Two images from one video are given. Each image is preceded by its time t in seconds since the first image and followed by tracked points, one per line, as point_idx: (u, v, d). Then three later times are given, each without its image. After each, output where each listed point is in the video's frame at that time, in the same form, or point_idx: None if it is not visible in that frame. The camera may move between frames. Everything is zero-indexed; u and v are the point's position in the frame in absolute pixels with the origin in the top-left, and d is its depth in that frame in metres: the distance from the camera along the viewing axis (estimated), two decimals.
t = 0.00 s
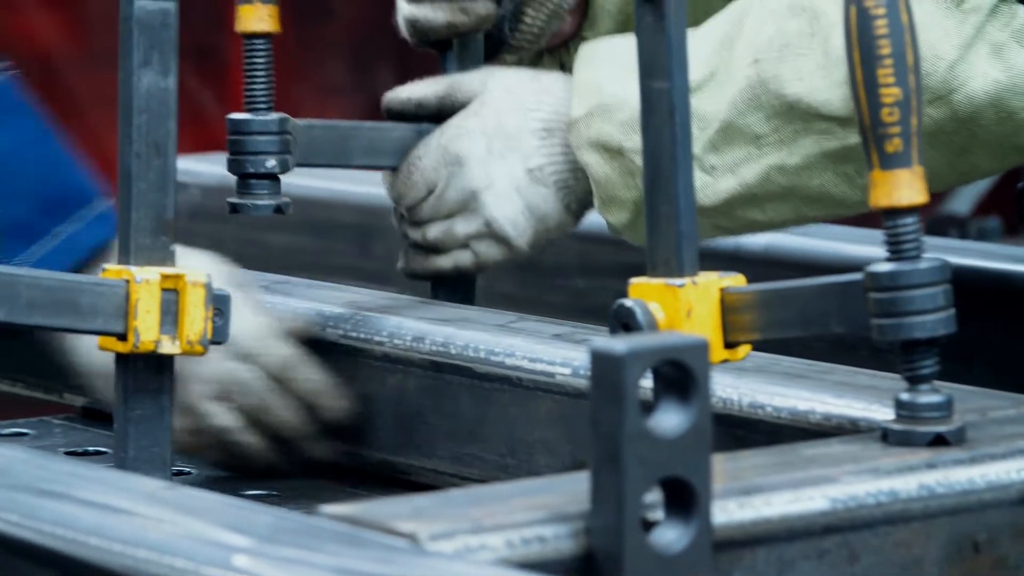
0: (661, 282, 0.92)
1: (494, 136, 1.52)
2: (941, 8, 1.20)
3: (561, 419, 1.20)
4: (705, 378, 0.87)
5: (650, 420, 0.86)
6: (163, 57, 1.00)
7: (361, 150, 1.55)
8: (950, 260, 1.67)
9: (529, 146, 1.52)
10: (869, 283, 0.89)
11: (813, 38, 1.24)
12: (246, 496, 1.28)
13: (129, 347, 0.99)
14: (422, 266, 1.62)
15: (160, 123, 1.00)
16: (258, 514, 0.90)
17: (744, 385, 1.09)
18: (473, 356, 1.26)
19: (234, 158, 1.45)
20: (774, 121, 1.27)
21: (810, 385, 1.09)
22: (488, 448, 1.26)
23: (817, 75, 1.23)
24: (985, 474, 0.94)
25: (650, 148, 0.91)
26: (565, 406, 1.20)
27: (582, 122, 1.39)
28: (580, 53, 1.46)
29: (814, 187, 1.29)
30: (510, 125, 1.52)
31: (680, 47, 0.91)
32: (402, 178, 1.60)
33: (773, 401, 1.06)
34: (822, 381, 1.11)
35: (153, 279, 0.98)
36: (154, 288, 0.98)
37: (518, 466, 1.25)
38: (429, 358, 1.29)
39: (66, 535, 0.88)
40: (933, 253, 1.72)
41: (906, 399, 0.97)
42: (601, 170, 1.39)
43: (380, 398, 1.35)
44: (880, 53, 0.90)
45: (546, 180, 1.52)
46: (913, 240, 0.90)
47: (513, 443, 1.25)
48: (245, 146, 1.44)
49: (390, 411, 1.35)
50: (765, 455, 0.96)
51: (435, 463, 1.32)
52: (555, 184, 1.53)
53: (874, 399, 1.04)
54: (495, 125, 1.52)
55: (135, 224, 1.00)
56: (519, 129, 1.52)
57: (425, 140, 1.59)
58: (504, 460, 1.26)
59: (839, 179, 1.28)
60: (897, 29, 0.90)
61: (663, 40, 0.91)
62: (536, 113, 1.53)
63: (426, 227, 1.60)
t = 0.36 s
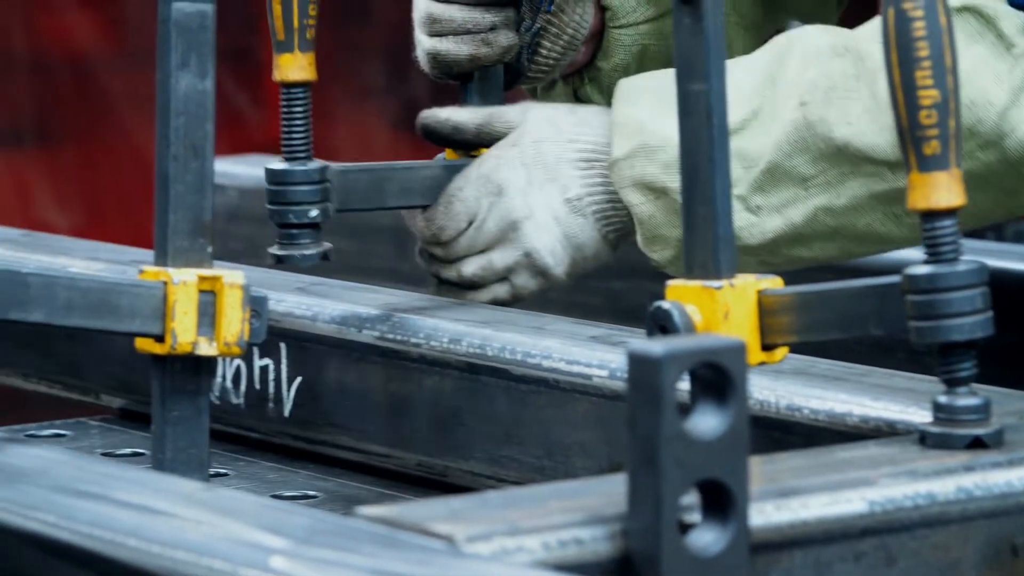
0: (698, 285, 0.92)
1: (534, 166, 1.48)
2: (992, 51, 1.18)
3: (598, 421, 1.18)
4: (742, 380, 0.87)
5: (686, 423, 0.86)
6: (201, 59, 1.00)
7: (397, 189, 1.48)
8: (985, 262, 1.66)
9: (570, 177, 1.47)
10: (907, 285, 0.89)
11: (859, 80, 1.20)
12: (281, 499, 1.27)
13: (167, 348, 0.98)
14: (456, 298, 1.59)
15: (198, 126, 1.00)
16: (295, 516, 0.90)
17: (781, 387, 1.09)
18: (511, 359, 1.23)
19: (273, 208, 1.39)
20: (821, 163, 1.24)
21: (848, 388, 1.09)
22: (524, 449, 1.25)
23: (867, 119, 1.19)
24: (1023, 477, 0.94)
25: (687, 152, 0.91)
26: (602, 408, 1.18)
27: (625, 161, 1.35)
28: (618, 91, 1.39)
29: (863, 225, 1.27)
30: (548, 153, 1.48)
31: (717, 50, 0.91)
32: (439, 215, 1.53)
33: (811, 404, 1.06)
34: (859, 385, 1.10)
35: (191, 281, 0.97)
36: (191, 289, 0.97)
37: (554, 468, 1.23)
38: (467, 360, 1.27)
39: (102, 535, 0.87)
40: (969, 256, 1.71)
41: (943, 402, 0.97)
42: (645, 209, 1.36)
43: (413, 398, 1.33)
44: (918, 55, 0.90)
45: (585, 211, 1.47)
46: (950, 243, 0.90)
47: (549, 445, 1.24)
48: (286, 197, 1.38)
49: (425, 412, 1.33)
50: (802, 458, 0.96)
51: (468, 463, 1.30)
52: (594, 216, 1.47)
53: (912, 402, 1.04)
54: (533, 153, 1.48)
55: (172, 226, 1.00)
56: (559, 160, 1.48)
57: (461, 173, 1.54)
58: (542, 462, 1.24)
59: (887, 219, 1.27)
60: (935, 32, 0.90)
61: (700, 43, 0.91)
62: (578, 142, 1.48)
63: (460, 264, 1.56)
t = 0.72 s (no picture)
0: (733, 287, 0.92)
1: (557, 165, 1.51)
2: None
3: (635, 423, 1.14)
4: (777, 382, 0.87)
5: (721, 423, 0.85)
6: (235, 60, 1.00)
7: (413, 198, 1.48)
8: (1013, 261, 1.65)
9: (593, 176, 1.51)
10: (942, 287, 0.89)
11: (898, 111, 1.23)
12: (313, 500, 1.27)
13: (201, 350, 0.96)
14: (477, 296, 1.60)
15: (232, 127, 1.00)
16: (330, 517, 0.90)
17: (815, 389, 1.09)
18: (546, 360, 1.21)
19: (290, 225, 1.33)
20: (854, 188, 1.27)
21: (882, 389, 1.08)
22: (558, 450, 1.21)
23: (905, 152, 1.22)
24: None
25: (721, 153, 0.91)
26: (637, 409, 1.14)
27: (655, 171, 1.38)
28: (645, 95, 1.43)
29: (891, 250, 1.30)
30: (572, 153, 1.51)
31: (752, 52, 0.90)
32: (463, 218, 1.53)
33: (845, 406, 1.06)
34: (893, 387, 1.10)
35: (226, 281, 0.95)
36: (225, 290, 0.95)
37: (589, 470, 1.19)
38: (499, 360, 1.24)
39: (135, 535, 0.86)
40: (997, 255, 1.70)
41: (978, 404, 0.97)
42: (672, 220, 1.40)
43: (446, 399, 1.30)
44: (954, 56, 0.90)
45: (608, 211, 1.52)
46: (986, 245, 0.89)
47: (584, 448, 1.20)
48: (306, 215, 1.32)
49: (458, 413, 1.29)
50: (837, 460, 0.96)
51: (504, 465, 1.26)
52: (615, 214, 1.52)
53: (946, 403, 1.04)
54: (557, 154, 1.51)
55: (207, 227, 0.99)
56: (581, 158, 1.51)
57: (483, 174, 1.54)
58: (576, 464, 1.21)
59: (917, 246, 1.29)
60: (971, 33, 0.89)
61: (735, 44, 0.91)
62: (599, 143, 1.52)
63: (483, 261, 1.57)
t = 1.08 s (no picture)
0: (762, 288, 0.92)
1: (592, 192, 1.51)
2: None
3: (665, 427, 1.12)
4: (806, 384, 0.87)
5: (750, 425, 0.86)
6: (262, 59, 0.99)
7: (443, 219, 1.51)
8: None
9: (628, 204, 1.51)
10: (970, 288, 0.89)
11: (942, 152, 1.21)
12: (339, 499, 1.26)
13: (228, 350, 0.94)
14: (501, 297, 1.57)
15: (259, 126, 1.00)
16: (357, 517, 0.90)
17: (843, 390, 1.08)
18: (573, 361, 1.20)
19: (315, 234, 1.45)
20: (897, 229, 1.26)
21: (910, 390, 1.08)
22: (586, 451, 1.20)
23: (949, 194, 1.21)
24: None
25: (749, 153, 0.92)
26: (665, 410, 1.14)
27: (694, 210, 1.40)
28: (679, 125, 1.44)
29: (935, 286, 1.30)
30: (607, 181, 1.51)
31: (781, 52, 0.91)
32: (497, 242, 1.53)
33: (873, 407, 1.05)
34: (921, 388, 1.10)
35: (255, 282, 0.93)
36: (254, 291, 0.93)
37: (616, 470, 1.18)
38: (526, 360, 1.22)
39: (165, 536, 0.85)
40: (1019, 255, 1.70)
41: (1007, 405, 0.97)
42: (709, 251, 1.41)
43: (474, 399, 1.28)
44: (983, 57, 0.89)
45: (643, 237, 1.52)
46: (1016, 247, 0.88)
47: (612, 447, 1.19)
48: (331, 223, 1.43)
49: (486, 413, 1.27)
50: (866, 461, 0.96)
51: (531, 466, 1.25)
52: (650, 242, 1.53)
53: (974, 405, 1.04)
54: (592, 182, 1.51)
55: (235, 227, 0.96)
56: (617, 186, 1.51)
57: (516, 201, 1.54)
58: (604, 464, 1.19)
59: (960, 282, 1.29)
60: (1000, 34, 0.89)
61: (764, 45, 0.91)
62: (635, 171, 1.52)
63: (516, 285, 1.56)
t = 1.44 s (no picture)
0: (791, 288, 0.92)
1: (623, 205, 1.56)
2: None
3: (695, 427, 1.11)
4: (834, 383, 0.87)
5: (780, 425, 0.85)
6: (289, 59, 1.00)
7: (476, 236, 1.49)
8: None
9: (658, 216, 1.56)
10: (1000, 288, 0.87)
11: (971, 161, 1.24)
12: (367, 499, 1.26)
13: (259, 349, 0.93)
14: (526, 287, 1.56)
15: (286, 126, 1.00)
16: (387, 517, 0.90)
17: (872, 390, 1.08)
18: (602, 361, 1.19)
19: (353, 254, 1.32)
20: (928, 238, 1.29)
21: (939, 391, 1.08)
22: (614, 451, 1.19)
23: (978, 203, 1.24)
24: None
25: (779, 154, 0.92)
26: (695, 411, 1.13)
27: (723, 220, 1.40)
28: (706, 136, 1.47)
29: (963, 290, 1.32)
30: (637, 194, 1.57)
31: (810, 53, 0.91)
32: (528, 257, 1.55)
33: (902, 407, 1.05)
34: (950, 389, 1.10)
35: (284, 282, 0.92)
36: (284, 291, 0.92)
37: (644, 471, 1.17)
38: (555, 360, 1.22)
39: (195, 536, 0.85)
40: None
41: None
42: (740, 264, 1.42)
43: (503, 399, 1.27)
44: (1013, 57, 0.89)
45: (674, 249, 1.57)
46: None
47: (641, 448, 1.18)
48: (364, 245, 1.30)
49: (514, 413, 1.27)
50: (895, 462, 0.96)
51: (560, 466, 1.24)
52: (680, 252, 1.57)
53: (1003, 405, 1.04)
54: (621, 195, 1.56)
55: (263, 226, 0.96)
56: (647, 198, 1.57)
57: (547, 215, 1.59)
58: (632, 465, 1.18)
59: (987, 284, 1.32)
60: None
61: (793, 45, 0.91)
62: (663, 183, 1.57)
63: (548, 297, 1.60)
